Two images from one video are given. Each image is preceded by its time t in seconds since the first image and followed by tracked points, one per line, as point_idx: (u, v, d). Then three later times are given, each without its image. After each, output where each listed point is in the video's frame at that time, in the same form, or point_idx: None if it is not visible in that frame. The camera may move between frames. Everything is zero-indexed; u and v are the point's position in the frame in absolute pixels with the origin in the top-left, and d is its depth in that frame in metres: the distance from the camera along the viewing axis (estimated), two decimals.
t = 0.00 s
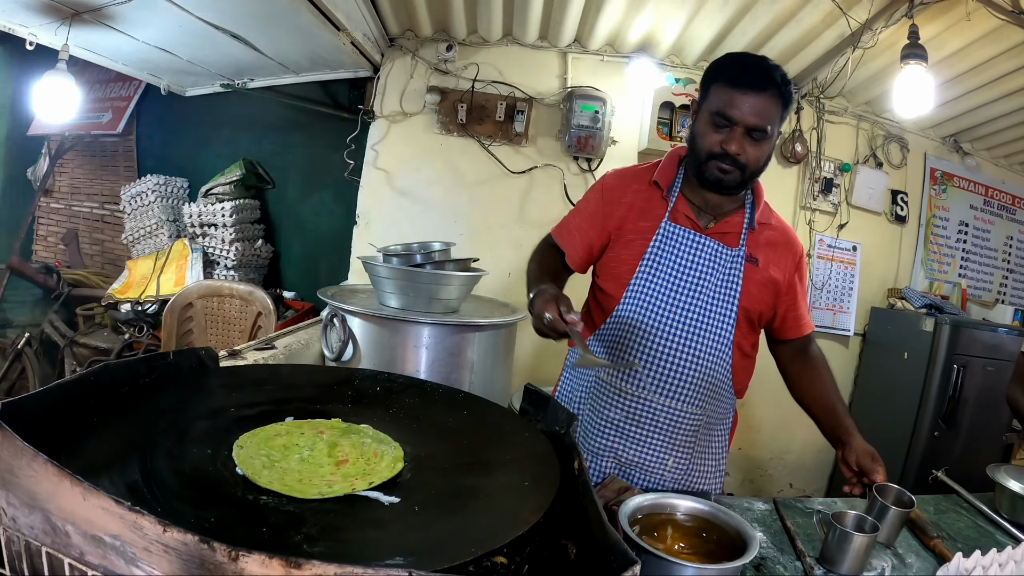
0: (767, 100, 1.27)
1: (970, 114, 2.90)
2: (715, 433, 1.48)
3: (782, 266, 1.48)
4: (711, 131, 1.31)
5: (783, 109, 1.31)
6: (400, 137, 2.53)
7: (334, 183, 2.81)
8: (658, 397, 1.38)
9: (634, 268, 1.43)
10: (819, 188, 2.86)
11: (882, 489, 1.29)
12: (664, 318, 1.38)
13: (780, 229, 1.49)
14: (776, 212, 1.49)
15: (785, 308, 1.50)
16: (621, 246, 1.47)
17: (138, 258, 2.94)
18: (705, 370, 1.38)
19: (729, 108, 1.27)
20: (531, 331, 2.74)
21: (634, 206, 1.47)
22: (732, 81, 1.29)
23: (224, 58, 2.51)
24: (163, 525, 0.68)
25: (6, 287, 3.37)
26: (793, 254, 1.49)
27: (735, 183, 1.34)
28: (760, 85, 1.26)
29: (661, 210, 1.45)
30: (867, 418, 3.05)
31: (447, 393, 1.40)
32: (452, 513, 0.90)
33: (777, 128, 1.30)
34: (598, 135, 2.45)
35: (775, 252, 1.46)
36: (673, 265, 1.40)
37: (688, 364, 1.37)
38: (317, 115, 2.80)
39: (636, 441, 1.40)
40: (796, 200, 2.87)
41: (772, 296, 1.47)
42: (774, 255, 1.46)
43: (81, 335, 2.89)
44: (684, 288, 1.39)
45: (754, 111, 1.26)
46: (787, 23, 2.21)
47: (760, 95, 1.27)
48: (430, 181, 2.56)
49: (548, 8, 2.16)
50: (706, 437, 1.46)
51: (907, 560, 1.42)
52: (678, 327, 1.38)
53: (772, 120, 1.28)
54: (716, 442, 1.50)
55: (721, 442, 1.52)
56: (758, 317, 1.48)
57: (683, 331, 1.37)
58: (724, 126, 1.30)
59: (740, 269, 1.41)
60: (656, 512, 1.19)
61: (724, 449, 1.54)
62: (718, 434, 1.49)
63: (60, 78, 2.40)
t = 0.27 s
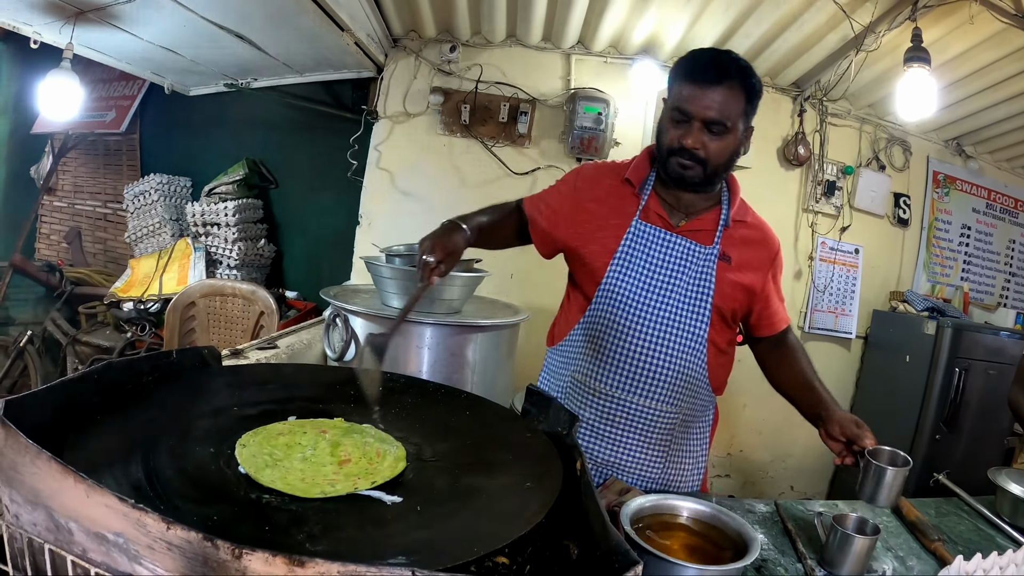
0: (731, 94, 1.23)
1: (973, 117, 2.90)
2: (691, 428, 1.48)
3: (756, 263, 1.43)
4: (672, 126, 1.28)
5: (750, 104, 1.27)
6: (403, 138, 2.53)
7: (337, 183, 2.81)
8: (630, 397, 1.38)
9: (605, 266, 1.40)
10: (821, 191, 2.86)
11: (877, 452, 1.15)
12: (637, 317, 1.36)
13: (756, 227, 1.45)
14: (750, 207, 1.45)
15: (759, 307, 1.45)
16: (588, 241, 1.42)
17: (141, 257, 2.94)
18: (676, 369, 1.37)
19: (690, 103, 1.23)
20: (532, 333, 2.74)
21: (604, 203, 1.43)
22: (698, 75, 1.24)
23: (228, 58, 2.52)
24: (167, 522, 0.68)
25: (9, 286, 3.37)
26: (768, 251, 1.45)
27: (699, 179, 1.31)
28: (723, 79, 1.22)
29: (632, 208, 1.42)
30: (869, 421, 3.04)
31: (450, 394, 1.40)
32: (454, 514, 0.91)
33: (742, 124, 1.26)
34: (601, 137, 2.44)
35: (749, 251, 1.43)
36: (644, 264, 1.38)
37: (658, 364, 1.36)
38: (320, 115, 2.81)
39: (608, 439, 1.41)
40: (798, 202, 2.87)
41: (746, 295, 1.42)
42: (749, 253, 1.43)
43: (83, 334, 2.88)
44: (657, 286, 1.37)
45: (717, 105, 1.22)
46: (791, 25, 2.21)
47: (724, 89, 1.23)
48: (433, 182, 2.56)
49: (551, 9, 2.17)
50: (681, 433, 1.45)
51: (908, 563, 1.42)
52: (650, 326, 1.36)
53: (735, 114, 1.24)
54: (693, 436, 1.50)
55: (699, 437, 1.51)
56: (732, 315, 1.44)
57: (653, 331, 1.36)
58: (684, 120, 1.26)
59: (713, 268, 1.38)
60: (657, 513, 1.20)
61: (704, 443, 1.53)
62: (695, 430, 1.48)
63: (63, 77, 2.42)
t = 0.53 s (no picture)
0: (631, 77, 1.23)
1: (965, 111, 2.91)
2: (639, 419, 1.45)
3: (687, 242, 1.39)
4: (576, 116, 1.28)
5: (650, 86, 1.27)
6: (397, 142, 2.53)
7: (331, 188, 2.81)
8: (568, 398, 1.36)
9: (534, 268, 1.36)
10: (816, 188, 2.87)
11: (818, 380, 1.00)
12: (570, 315, 1.33)
13: (681, 207, 1.42)
14: (673, 187, 1.42)
15: (693, 286, 1.40)
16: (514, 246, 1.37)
17: (135, 265, 2.93)
18: (613, 364, 1.34)
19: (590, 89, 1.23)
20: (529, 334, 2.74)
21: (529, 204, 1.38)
22: (596, 63, 1.25)
23: (220, 64, 2.51)
24: (164, 539, 0.68)
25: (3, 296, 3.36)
26: (697, 228, 1.41)
27: (606, 164, 1.29)
28: (621, 63, 1.23)
29: (557, 205, 1.38)
30: (866, 417, 3.05)
31: (447, 399, 1.39)
32: (453, 522, 0.90)
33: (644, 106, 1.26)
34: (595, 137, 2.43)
35: (676, 232, 1.39)
36: (573, 261, 1.34)
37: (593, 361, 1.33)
38: (313, 119, 2.80)
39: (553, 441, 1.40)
40: (793, 199, 2.87)
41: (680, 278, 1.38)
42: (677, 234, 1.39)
43: (79, 344, 2.88)
44: (590, 281, 1.33)
45: (616, 88, 1.22)
46: (782, 23, 2.21)
47: (622, 74, 1.23)
48: (427, 185, 2.56)
49: (543, 10, 2.17)
50: (628, 426, 1.42)
51: (909, 559, 1.43)
52: (585, 322, 1.33)
53: (636, 97, 1.24)
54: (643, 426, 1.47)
55: (649, 424, 1.49)
56: (669, 299, 1.39)
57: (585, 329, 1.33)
58: (585, 109, 1.26)
59: (643, 256, 1.35)
60: (658, 517, 1.20)
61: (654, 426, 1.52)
62: (644, 420, 1.45)
63: (54, 86, 2.41)
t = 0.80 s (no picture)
0: (566, 66, 1.26)
1: (971, 103, 2.90)
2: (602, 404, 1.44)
3: (637, 220, 1.40)
4: (518, 110, 1.31)
5: (586, 73, 1.30)
6: (401, 141, 2.52)
7: (336, 187, 2.81)
8: (523, 383, 1.39)
9: (484, 261, 1.40)
10: (822, 181, 2.86)
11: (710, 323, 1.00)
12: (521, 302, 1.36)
13: (627, 186, 1.43)
14: (618, 166, 1.43)
15: (644, 264, 1.39)
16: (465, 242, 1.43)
17: (140, 267, 2.93)
18: (564, 347, 1.36)
19: (529, 83, 1.26)
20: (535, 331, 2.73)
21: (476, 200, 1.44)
22: (529, 55, 1.27)
23: (223, 65, 2.51)
24: (180, 544, 0.68)
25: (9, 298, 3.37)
26: (645, 204, 1.40)
27: (553, 156, 1.33)
28: (557, 53, 1.25)
29: (502, 198, 1.44)
30: (873, 411, 3.04)
31: (457, 397, 1.39)
32: (467, 521, 0.90)
33: (583, 93, 1.29)
34: (600, 133, 2.41)
35: (622, 212, 1.40)
36: (519, 249, 1.38)
37: (542, 345, 1.36)
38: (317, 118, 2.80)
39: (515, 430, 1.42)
40: (799, 194, 2.86)
41: (629, 257, 1.39)
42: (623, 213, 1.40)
43: (86, 345, 2.89)
44: (538, 268, 1.37)
45: (554, 79, 1.25)
46: (787, 16, 2.20)
47: (557, 63, 1.25)
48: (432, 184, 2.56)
49: (547, 7, 2.16)
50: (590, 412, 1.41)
51: (921, 554, 1.42)
52: (534, 307, 1.36)
53: (574, 85, 1.27)
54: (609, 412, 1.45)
55: (616, 412, 1.47)
56: (621, 280, 1.39)
57: (533, 313, 1.36)
58: (526, 102, 1.29)
59: (588, 239, 1.37)
60: (671, 513, 1.20)
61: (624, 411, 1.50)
62: (608, 406, 1.44)
63: (57, 87, 2.40)
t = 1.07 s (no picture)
0: (563, 77, 1.26)
1: (987, 119, 2.89)
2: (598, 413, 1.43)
3: (627, 228, 1.34)
4: (517, 121, 1.32)
5: (584, 85, 1.31)
6: (419, 150, 2.54)
7: (352, 195, 2.82)
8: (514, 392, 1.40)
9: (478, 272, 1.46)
10: (838, 196, 2.86)
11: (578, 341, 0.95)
12: (509, 313, 1.37)
13: (621, 197, 1.38)
14: (610, 175, 1.40)
15: (634, 273, 1.33)
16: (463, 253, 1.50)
17: (156, 271, 2.94)
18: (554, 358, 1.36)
19: (528, 94, 1.26)
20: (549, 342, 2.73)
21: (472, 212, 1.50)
22: (528, 68, 1.28)
23: (243, 72, 2.52)
24: (220, 563, 0.68)
25: (25, 301, 3.39)
26: (638, 211, 1.34)
27: (553, 168, 1.34)
28: (554, 64, 1.25)
29: (495, 210, 1.48)
30: (886, 426, 3.03)
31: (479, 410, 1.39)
32: (496, 536, 0.90)
33: (581, 104, 1.29)
34: (618, 146, 2.42)
35: (613, 223, 1.36)
36: (509, 260, 1.40)
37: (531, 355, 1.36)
38: (335, 127, 2.81)
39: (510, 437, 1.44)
40: (815, 207, 2.86)
41: (619, 266, 1.35)
42: (611, 222, 1.36)
43: (101, 348, 2.91)
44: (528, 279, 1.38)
45: (552, 91, 1.25)
46: (804, 31, 2.21)
47: (554, 75, 1.26)
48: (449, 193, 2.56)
49: (567, 19, 2.17)
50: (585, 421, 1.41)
51: (938, 570, 1.42)
52: (521, 319, 1.37)
53: (571, 95, 1.27)
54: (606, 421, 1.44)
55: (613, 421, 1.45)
56: (612, 290, 1.37)
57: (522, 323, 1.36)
58: (525, 113, 1.30)
59: (574, 250, 1.36)
60: (694, 529, 1.21)
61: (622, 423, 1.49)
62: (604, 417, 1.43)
63: (79, 93, 2.43)
